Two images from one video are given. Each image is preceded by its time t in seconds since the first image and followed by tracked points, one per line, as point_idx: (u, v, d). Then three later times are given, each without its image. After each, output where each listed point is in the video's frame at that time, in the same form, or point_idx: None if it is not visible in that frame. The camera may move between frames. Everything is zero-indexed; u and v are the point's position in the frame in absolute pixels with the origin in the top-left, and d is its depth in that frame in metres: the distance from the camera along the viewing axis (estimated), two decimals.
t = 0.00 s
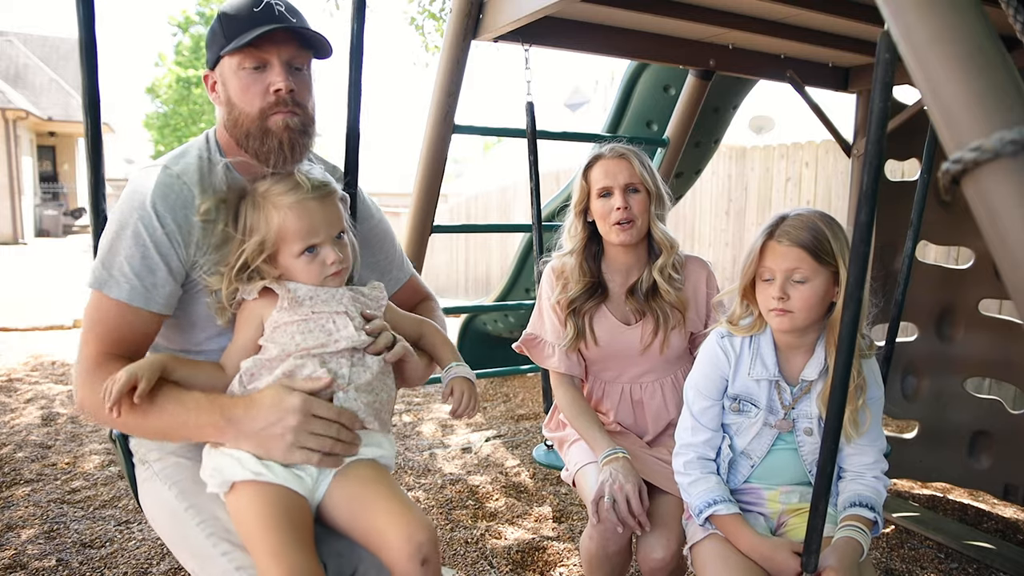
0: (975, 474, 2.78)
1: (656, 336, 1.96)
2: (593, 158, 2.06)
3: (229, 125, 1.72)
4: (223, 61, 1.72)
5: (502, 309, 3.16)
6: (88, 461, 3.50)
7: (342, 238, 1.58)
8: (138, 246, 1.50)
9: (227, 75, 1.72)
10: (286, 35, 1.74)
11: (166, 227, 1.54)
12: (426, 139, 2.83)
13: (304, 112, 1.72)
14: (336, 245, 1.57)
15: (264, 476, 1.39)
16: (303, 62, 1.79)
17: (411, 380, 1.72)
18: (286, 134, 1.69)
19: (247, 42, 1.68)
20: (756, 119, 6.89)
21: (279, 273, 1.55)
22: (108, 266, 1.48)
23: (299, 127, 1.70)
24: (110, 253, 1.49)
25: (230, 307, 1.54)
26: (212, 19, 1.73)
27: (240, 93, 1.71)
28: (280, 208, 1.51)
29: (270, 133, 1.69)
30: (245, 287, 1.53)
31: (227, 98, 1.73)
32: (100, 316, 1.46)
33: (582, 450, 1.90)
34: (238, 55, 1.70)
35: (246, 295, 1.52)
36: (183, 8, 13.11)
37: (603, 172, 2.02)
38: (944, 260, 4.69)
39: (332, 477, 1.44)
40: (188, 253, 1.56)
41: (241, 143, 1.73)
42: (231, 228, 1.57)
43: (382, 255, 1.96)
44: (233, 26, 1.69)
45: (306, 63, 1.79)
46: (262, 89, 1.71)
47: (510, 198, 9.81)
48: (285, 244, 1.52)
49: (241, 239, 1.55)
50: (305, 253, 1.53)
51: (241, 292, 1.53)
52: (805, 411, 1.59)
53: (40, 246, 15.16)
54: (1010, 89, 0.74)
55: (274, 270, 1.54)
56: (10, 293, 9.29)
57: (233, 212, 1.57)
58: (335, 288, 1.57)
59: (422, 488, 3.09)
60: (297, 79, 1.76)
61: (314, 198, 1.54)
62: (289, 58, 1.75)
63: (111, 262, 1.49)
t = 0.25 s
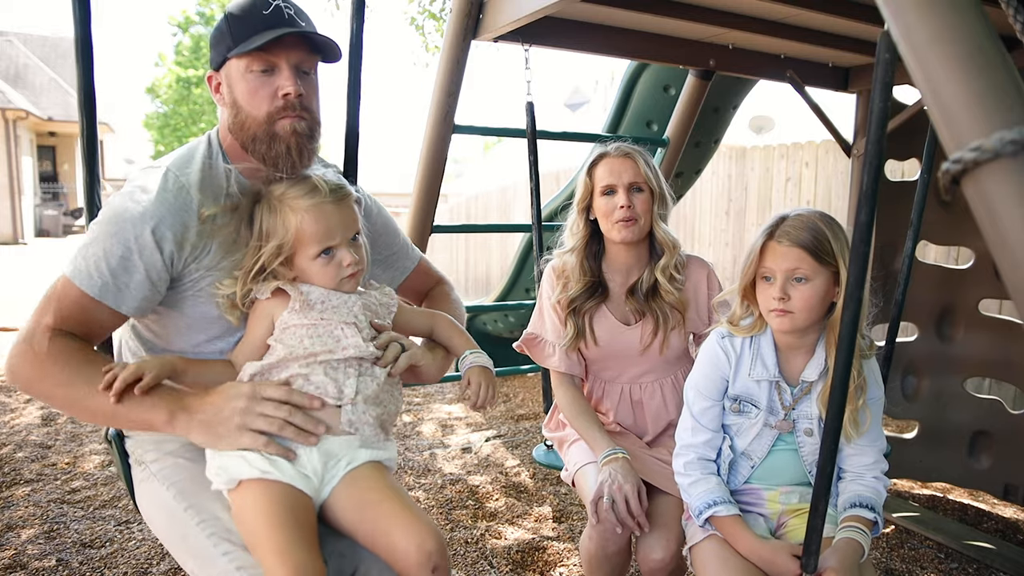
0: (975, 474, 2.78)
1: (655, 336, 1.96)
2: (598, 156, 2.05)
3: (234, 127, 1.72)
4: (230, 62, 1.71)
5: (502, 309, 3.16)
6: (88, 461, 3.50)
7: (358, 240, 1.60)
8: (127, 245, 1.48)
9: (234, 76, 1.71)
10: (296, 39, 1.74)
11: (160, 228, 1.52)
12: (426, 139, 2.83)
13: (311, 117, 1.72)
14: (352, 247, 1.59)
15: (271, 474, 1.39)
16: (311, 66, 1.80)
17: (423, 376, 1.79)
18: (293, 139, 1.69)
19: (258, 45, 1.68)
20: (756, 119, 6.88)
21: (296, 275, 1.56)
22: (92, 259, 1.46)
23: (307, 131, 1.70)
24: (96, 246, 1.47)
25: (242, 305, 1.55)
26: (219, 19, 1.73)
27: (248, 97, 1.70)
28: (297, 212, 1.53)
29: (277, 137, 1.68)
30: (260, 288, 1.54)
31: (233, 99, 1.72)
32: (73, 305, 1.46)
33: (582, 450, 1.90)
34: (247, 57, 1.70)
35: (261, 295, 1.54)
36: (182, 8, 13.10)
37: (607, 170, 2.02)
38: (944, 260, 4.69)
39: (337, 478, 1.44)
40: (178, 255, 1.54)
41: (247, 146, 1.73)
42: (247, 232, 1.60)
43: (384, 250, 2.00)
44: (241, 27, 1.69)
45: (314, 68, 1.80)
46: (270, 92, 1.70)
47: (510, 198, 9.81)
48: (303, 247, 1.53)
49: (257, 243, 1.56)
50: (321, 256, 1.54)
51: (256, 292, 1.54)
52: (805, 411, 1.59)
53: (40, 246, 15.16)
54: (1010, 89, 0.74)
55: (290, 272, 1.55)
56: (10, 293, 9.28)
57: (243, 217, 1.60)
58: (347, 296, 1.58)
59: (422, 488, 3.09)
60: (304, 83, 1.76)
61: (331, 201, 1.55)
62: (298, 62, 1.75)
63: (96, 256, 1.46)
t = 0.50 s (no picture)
0: (975, 474, 2.78)
1: (654, 338, 1.95)
2: (600, 155, 2.05)
3: (233, 129, 1.72)
4: (230, 63, 1.72)
5: (502, 309, 3.16)
6: (88, 461, 3.50)
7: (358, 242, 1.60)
8: (119, 235, 1.48)
9: (234, 77, 1.72)
10: (297, 42, 1.74)
11: (155, 223, 1.52)
12: (426, 139, 2.83)
13: (312, 119, 1.72)
14: (352, 249, 1.59)
15: (279, 469, 1.39)
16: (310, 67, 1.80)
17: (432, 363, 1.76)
18: (294, 141, 1.69)
19: (259, 47, 1.68)
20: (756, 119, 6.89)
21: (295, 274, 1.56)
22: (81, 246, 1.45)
23: (307, 133, 1.71)
24: (87, 234, 1.46)
25: (239, 304, 1.54)
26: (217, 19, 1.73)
27: (248, 97, 1.70)
28: (299, 215, 1.52)
29: (277, 140, 1.69)
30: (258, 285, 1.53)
31: (232, 100, 1.72)
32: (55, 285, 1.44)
33: (583, 451, 1.90)
34: (247, 59, 1.70)
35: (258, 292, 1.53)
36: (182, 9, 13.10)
37: (607, 169, 2.02)
38: (944, 260, 4.70)
39: (340, 477, 1.44)
40: (170, 251, 1.54)
41: (246, 148, 1.73)
42: (247, 229, 1.59)
43: (387, 244, 2.00)
44: (241, 29, 1.69)
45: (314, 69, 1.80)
46: (271, 94, 1.71)
47: (510, 198, 9.81)
48: (303, 248, 1.53)
49: (258, 241, 1.55)
50: (321, 258, 1.55)
51: (252, 289, 1.53)
52: (805, 411, 1.59)
53: (40, 246, 15.16)
54: (1010, 89, 0.74)
55: (289, 272, 1.55)
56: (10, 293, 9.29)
57: (244, 215, 1.59)
58: (345, 298, 1.58)
59: (422, 488, 3.09)
60: (304, 85, 1.76)
61: (334, 204, 1.55)
62: (299, 65, 1.75)
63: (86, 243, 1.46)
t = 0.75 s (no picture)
0: (975, 474, 2.78)
1: (654, 339, 1.95)
2: (603, 154, 2.05)
3: (229, 128, 1.72)
4: (223, 62, 1.71)
5: (502, 309, 3.15)
6: (88, 461, 3.50)
7: (339, 232, 1.59)
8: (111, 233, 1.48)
9: (228, 75, 1.71)
10: (290, 39, 1.73)
11: (148, 222, 1.52)
12: (426, 139, 2.83)
13: (306, 117, 1.72)
14: (333, 239, 1.57)
15: (280, 473, 1.39)
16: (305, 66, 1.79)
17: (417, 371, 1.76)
18: (288, 140, 1.69)
19: (252, 45, 1.67)
20: (756, 119, 6.89)
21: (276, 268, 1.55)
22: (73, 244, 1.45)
23: (302, 131, 1.71)
24: (80, 234, 1.46)
25: (229, 302, 1.55)
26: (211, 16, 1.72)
27: (242, 96, 1.70)
28: (272, 204, 1.53)
29: (271, 138, 1.69)
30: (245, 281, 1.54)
31: (227, 99, 1.72)
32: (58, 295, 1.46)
33: (583, 451, 1.90)
34: (241, 57, 1.70)
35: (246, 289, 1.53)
36: (183, 8, 13.09)
37: (609, 169, 2.02)
38: (944, 260, 4.70)
39: (341, 478, 1.43)
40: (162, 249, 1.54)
41: (242, 148, 1.73)
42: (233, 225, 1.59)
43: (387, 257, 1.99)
44: (235, 28, 1.69)
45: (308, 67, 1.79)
46: (265, 93, 1.70)
47: (510, 198, 9.81)
48: (281, 239, 1.53)
49: (239, 234, 1.56)
50: (299, 248, 1.54)
51: (239, 286, 1.53)
52: (805, 413, 1.59)
53: (40, 246, 15.16)
54: (1010, 90, 0.74)
55: (271, 265, 1.55)
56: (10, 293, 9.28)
57: (231, 212, 1.60)
58: (333, 292, 1.59)
59: (422, 488, 3.09)
60: (298, 83, 1.76)
61: (310, 192, 1.54)
62: (293, 62, 1.74)
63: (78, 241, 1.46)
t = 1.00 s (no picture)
0: (975, 474, 2.78)
1: (654, 339, 1.95)
2: (607, 153, 2.06)
3: (225, 127, 1.72)
4: (221, 62, 1.71)
5: (502, 309, 3.15)
6: (88, 461, 3.50)
7: (330, 216, 1.58)
8: (114, 245, 1.48)
9: (226, 76, 1.71)
10: (287, 38, 1.74)
11: (150, 228, 1.52)
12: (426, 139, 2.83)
13: (303, 116, 1.72)
14: (324, 223, 1.56)
15: (282, 471, 1.39)
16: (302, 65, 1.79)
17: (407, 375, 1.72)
18: (286, 138, 1.69)
19: (248, 45, 1.68)
20: (756, 119, 6.89)
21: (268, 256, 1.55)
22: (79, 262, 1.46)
23: (299, 130, 1.71)
24: (87, 246, 1.47)
25: (228, 283, 1.55)
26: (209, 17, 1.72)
27: (239, 96, 1.70)
28: (260, 188, 1.54)
29: (269, 138, 1.69)
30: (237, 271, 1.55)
31: (224, 99, 1.72)
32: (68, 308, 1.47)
33: (582, 452, 1.90)
34: (237, 56, 1.70)
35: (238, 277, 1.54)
36: (183, 8, 13.09)
37: (613, 169, 2.02)
38: (944, 260, 4.70)
39: (342, 477, 1.43)
40: (166, 255, 1.54)
41: (238, 147, 1.72)
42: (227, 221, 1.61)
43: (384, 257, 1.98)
44: (231, 28, 1.69)
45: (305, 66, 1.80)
46: (262, 92, 1.70)
47: (510, 198, 9.81)
48: (270, 223, 1.53)
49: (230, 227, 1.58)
50: (289, 231, 1.53)
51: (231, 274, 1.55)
52: (805, 413, 1.59)
53: (40, 246, 15.16)
54: (1010, 90, 0.74)
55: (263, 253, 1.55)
56: (9, 292, 9.29)
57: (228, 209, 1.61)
58: (328, 281, 1.57)
59: (422, 488, 3.09)
60: (295, 82, 1.76)
61: (298, 176, 1.55)
62: (290, 61, 1.75)
63: (83, 257, 1.47)
